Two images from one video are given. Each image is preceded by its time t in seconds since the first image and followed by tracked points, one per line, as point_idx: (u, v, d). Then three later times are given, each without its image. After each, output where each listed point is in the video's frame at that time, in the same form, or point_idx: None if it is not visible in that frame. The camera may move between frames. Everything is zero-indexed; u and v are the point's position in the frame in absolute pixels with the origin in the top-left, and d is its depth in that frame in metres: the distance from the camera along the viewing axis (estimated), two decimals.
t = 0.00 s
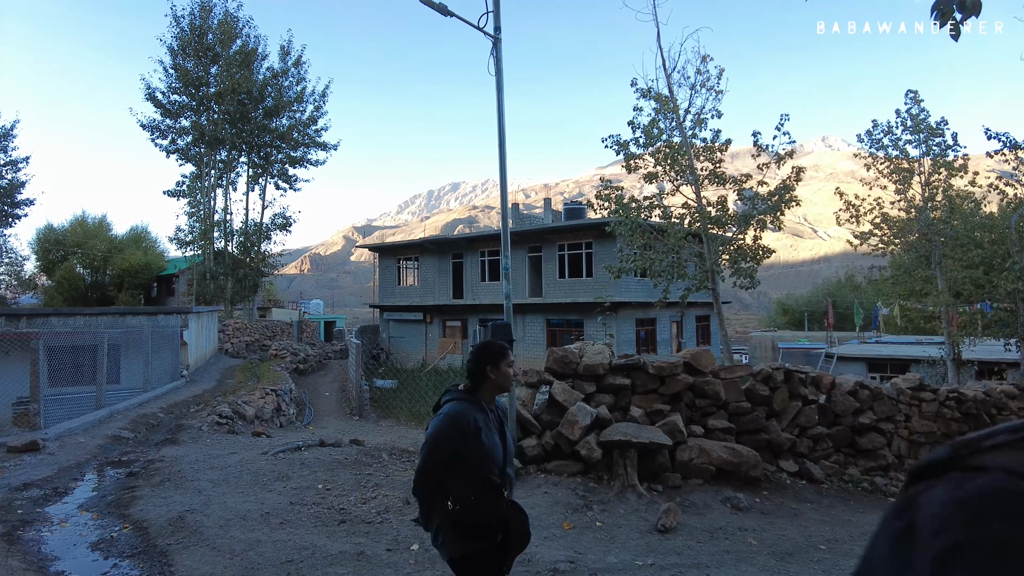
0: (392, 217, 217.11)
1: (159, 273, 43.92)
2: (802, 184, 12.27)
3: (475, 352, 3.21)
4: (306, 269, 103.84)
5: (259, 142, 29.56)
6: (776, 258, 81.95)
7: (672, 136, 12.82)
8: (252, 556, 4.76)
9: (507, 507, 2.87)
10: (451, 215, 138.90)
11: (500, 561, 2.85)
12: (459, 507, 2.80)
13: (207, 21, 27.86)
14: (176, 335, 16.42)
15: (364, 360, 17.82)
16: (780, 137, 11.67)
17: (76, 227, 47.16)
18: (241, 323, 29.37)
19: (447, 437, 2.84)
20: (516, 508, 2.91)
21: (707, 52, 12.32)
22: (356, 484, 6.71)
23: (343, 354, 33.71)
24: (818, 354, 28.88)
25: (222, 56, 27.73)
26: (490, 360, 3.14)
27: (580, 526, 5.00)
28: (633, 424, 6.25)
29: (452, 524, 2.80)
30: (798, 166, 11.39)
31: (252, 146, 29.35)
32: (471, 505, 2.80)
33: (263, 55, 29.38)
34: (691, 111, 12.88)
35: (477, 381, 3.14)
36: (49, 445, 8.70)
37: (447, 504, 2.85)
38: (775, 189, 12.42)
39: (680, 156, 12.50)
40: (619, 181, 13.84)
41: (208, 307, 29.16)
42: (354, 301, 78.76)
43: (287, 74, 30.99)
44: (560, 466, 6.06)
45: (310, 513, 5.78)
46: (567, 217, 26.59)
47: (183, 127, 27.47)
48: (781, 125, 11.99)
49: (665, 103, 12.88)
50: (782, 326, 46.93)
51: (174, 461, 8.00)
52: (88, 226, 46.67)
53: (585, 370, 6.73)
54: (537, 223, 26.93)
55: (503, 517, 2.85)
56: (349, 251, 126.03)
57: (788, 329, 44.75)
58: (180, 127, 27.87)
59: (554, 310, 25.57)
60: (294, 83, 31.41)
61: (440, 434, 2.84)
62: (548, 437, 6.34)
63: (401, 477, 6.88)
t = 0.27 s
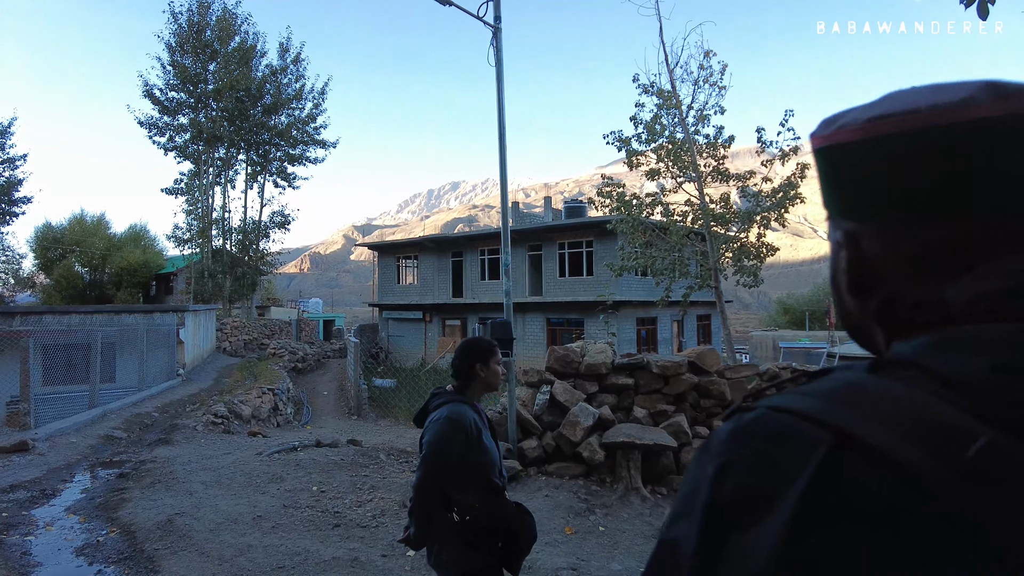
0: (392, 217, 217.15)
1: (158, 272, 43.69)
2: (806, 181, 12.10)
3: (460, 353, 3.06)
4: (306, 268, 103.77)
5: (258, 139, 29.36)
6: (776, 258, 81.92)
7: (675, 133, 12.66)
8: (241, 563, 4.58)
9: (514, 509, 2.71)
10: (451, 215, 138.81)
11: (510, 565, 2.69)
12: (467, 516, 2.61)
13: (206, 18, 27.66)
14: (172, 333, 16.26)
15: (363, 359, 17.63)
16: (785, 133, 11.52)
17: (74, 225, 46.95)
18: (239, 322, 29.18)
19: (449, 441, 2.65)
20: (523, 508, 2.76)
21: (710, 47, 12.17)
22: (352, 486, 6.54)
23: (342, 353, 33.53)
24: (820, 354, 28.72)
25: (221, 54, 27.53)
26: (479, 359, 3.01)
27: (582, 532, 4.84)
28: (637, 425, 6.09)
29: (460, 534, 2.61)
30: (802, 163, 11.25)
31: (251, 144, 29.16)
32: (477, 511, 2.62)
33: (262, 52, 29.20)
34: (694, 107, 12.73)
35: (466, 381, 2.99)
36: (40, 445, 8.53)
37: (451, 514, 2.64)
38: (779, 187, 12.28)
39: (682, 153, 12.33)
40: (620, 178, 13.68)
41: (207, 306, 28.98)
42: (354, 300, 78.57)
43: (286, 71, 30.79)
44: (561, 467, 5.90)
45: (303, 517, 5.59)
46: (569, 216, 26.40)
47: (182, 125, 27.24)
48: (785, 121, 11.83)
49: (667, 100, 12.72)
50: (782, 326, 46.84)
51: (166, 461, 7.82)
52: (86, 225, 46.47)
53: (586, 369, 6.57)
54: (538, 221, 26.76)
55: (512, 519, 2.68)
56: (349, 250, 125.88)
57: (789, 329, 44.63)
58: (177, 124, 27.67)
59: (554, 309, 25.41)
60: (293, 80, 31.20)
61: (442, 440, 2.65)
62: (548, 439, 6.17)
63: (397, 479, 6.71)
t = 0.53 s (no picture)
0: (394, 216, 217.09)
1: (159, 270, 43.49)
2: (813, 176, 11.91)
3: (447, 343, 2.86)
4: (309, 267, 103.68)
5: (259, 136, 29.20)
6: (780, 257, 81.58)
7: (680, 127, 12.47)
8: (231, 566, 4.41)
9: (509, 510, 2.58)
10: (454, 214, 138.66)
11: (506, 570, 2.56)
12: (466, 524, 2.45)
13: (206, 14, 27.49)
14: (171, 331, 16.12)
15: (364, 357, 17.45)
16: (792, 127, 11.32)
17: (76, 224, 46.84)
18: (240, 320, 29.02)
19: (447, 444, 2.47)
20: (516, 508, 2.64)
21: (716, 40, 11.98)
22: (349, 486, 6.37)
23: (343, 351, 33.38)
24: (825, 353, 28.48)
25: (222, 50, 27.37)
26: (469, 350, 2.82)
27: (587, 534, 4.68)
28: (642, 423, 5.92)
29: (457, 541, 2.44)
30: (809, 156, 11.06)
31: (252, 141, 29.00)
32: (476, 515, 2.47)
33: (263, 49, 29.04)
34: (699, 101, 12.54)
35: (454, 375, 2.81)
36: (33, 443, 8.38)
37: (448, 520, 2.47)
38: (786, 182, 12.10)
39: (688, 148, 12.14)
40: (624, 174, 13.49)
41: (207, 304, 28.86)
42: (357, 299, 78.44)
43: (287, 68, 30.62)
44: (564, 467, 5.74)
45: (299, 518, 5.42)
46: (571, 213, 26.20)
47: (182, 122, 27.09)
48: (792, 115, 11.65)
49: (672, 94, 12.54)
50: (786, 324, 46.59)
51: (161, 460, 7.66)
52: (88, 223, 46.37)
53: (590, 366, 6.40)
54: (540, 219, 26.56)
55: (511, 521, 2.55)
56: (351, 249, 125.78)
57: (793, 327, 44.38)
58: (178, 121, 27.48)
59: (557, 307, 25.23)
60: (294, 77, 31.04)
61: (439, 444, 2.45)
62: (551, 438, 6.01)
63: (396, 479, 6.54)
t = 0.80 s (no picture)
0: (403, 216, 217.41)
1: (169, 269, 43.61)
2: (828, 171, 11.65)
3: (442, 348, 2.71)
4: (319, 267, 103.91)
5: (267, 136, 29.17)
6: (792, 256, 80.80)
7: (690, 122, 12.24)
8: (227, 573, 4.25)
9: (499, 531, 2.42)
10: (463, 213, 138.61)
11: None
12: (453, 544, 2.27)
13: (214, 13, 27.48)
14: (178, 330, 16.07)
15: (372, 356, 17.34)
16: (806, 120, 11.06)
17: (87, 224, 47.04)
18: (248, 319, 28.99)
19: (447, 457, 2.33)
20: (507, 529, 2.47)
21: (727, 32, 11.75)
22: (352, 488, 6.20)
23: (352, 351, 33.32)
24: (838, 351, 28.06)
25: (229, 49, 27.35)
26: (465, 355, 2.68)
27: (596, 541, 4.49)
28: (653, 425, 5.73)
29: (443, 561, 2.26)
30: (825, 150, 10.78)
31: (260, 141, 28.98)
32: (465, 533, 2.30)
33: (270, 47, 29.00)
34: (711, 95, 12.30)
35: (447, 380, 2.66)
36: (35, 443, 8.28)
37: (435, 539, 2.29)
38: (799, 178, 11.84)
39: (699, 143, 11.91)
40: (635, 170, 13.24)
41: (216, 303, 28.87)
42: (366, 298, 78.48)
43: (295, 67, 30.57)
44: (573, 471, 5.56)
45: (299, 523, 5.25)
46: (580, 211, 25.98)
47: (191, 121, 27.11)
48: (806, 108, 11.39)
49: (682, 88, 12.30)
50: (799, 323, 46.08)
51: (162, 461, 7.52)
52: (99, 223, 46.56)
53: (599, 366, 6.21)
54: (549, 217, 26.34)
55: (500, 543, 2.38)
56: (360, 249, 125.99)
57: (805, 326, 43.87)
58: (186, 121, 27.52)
59: (566, 306, 25.02)
60: (302, 76, 30.99)
61: (439, 457, 2.31)
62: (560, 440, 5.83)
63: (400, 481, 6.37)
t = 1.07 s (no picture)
0: (419, 216, 218.07)
1: (189, 269, 44.05)
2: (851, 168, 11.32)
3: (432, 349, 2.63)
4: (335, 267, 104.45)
5: (283, 136, 29.28)
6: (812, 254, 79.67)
7: (709, 117, 11.99)
8: None
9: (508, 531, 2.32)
10: (479, 213, 138.64)
11: None
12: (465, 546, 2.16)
13: (230, 14, 27.65)
14: (193, 330, 16.12)
15: (387, 357, 17.28)
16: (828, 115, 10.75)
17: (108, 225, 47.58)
18: (265, 319, 29.09)
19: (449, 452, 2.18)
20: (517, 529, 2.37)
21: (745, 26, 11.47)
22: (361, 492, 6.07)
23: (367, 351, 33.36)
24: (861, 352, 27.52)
25: (246, 50, 27.50)
26: (455, 355, 2.59)
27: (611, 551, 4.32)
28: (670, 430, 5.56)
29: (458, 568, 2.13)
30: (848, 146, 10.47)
31: (276, 141, 29.11)
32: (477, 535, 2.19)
33: (286, 48, 29.12)
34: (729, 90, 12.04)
35: (439, 381, 2.58)
36: (49, 443, 8.28)
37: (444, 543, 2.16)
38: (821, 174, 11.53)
39: (717, 139, 11.64)
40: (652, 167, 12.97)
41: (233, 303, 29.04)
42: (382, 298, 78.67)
43: (311, 67, 30.67)
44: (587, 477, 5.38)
45: (308, 528, 5.12)
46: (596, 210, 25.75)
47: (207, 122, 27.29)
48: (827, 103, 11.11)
49: (700, 83, 12.04)
50: (819, 323, 45.39)
51: (173, 462, 7.45)
52: (119, 224, 47.06)
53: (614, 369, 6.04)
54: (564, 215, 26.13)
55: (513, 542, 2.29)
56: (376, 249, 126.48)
57: (826, 326, 43.18)
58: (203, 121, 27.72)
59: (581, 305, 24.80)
60: (318, 76, 31.08)
61: (442, 452, 2.16)
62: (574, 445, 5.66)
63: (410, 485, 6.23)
